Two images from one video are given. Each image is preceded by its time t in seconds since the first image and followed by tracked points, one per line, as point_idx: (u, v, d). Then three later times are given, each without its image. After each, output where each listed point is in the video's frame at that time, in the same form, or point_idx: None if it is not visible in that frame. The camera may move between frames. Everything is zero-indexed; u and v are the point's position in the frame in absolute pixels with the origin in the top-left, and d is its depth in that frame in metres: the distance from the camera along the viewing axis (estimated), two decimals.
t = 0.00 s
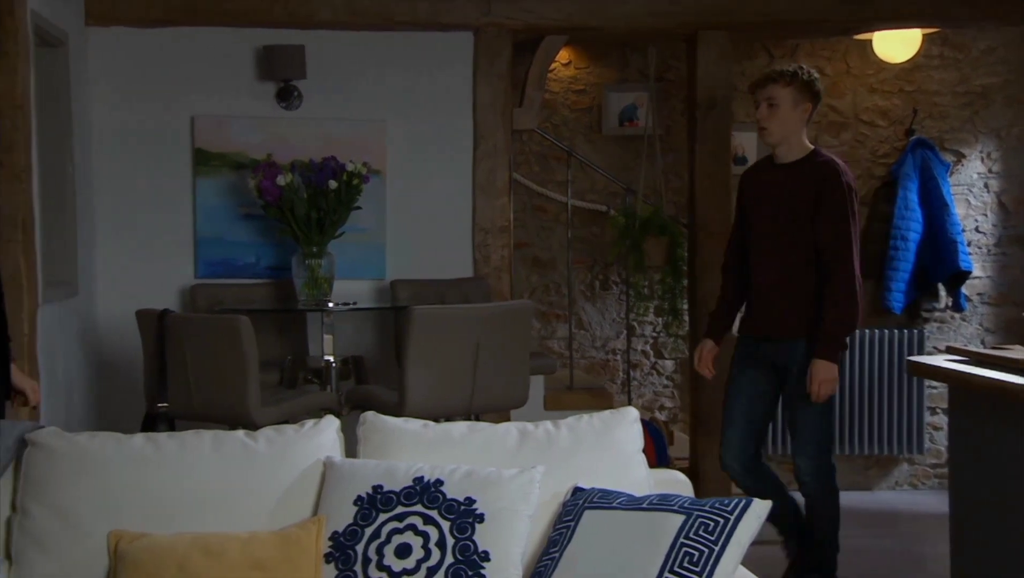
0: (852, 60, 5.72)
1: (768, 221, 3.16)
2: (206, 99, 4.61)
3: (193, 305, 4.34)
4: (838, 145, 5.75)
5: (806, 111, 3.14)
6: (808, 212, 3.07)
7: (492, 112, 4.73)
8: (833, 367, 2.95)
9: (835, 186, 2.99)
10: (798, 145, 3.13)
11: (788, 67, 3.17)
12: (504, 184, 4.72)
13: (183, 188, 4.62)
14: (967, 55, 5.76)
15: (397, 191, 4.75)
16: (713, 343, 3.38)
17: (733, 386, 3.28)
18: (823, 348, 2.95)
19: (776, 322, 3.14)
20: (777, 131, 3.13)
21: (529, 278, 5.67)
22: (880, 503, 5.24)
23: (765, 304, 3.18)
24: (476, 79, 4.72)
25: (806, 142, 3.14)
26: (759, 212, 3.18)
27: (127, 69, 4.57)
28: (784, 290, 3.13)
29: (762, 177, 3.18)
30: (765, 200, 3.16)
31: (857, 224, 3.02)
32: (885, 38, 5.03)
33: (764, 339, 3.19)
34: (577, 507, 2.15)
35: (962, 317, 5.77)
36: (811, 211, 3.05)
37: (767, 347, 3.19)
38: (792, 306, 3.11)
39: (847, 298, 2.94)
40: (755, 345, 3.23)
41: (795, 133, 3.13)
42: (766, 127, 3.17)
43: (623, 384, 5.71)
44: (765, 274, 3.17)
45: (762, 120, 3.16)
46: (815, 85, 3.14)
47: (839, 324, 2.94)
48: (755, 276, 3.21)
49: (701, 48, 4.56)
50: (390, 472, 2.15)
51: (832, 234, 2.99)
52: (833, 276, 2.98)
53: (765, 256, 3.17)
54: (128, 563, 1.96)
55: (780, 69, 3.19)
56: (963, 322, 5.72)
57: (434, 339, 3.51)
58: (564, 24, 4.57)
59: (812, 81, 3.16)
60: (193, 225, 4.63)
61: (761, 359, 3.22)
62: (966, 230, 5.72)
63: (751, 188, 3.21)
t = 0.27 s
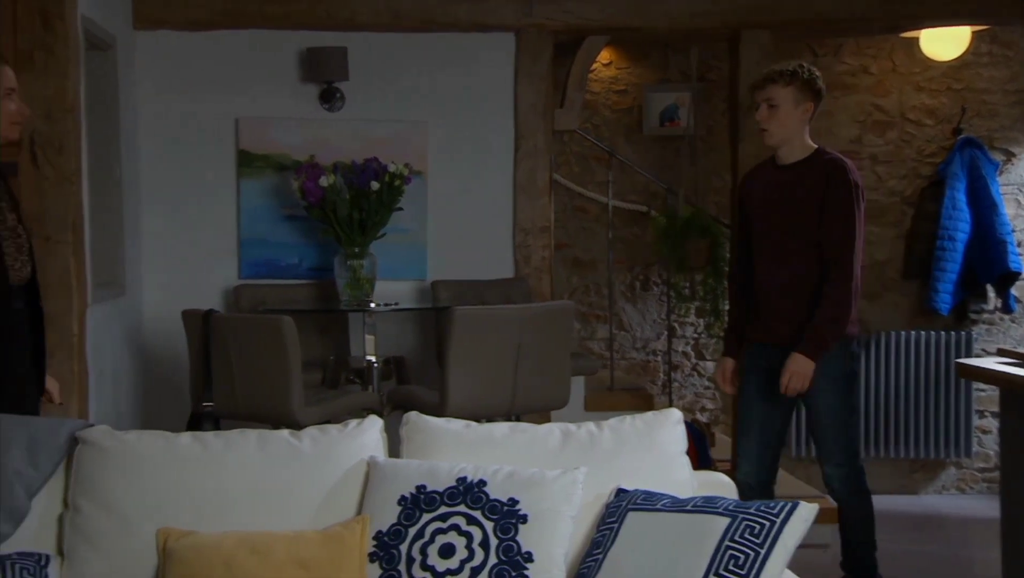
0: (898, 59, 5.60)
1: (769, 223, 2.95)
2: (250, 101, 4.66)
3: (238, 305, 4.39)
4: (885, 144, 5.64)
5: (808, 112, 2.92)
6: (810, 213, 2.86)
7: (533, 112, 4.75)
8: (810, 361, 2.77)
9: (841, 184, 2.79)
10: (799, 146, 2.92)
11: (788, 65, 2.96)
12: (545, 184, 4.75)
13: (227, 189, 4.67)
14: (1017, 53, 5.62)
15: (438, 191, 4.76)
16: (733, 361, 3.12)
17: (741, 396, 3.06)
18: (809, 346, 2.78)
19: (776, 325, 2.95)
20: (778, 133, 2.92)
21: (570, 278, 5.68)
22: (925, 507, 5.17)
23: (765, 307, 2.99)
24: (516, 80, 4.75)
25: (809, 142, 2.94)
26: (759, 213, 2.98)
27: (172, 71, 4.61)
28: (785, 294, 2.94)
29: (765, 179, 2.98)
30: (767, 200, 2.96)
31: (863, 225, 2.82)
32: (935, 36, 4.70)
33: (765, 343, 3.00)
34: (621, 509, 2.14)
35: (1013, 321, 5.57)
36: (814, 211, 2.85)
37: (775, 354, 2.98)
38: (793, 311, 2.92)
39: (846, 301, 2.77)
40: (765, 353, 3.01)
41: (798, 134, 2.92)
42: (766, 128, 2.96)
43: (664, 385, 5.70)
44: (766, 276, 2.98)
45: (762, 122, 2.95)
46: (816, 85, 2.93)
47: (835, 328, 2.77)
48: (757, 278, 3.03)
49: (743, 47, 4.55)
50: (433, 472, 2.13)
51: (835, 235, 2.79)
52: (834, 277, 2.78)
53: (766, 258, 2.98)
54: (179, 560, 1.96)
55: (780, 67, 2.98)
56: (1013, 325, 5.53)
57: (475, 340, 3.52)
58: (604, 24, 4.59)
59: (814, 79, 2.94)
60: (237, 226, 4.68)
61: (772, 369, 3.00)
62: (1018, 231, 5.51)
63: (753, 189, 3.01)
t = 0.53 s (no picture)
0: (941, 57, 5.53)
1: (766, 218, 2.90)
2: (289, 102, 4.69)
3: (277, 305, 4.43)
4: (927, 144, 5.57)
5: (804, 106, 2.86)
6: (809, 206, 2.82)
7: (570, 112, 4.75)
8: (821, 365, 2.79)
9: (841, 176, 2.75)
10: (797, 141, 2.87)
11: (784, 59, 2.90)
12: (582, 184, 4.75)
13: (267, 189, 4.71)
14: None
15: (476, 192, 4.78)
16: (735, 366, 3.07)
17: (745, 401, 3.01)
18: (815, 346, 2.78)
19: (774, 321, 2.90)
20: (775, 129, 2.86)
21: (606, 278, 5.68)
22: (967, 511, 5.11)
23: (763, 303, 2.93)
24: (554, 80, 4.75)
25: (806, 136, 2.88)
26: (756, 208, 2.93)
27: (213, 73, 4.66)
28: (783, 289, 2.88)
29: (762, 173, 2.93)
30: (764, 194, 2.90)
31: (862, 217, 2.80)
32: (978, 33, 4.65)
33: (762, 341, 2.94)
34: (661, 510, 2.11)
35: None
36: (813, 205, 2.81)
37: (776, 354, 2.92)
38: (791, 306, 2.87)
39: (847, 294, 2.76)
40: (767, 352, 2.95)
41: (795, 129, 2.86)
42: (763, 124, 2.89)
43: (701, 387, 5.67)
44: (763, 271, 2.92)
45: (758, 118, 2.89)
46: (813, 78, 2.87)
47: (838, 322, 2.76)
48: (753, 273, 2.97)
49: (785, 43, 4.58)
50: (472, 472, 2.11)
51: (836, 228, 2.76)
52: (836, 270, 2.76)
53: (762, 254, 2.92)
54: (221, 560, 1.95)
55: (775, 62, 2.91)
56: None
57: (513, 341, 3.53)
58: (643, 24, 4.59)
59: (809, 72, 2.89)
60: (276, 227, 4.73)
61: (773, 371, 2.95)
62: None
63: (750, 184, 2.96)
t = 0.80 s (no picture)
0: (980, 54, 5.47)
1: (767, 225, 2.59)
2: (323, 103, 4.72)
3: (311, 305, 4.46)
4: (966, 143, 5.52)
5: (808, 105, 2.55)
6: (813, 211, 2.52)
7: (603, 112, 4.74)
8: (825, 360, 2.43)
9: (846, 176, 2.45)
10: (801, 141, 2.56)
11: (783, 56, 2.59)
12: (615, 185, 4.74)
13: (301, 190, 4.74)
14: None
15: (509, 192, 4.78)
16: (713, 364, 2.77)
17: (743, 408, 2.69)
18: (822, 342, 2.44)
19: (777, 332, 2.59)
20: (779, 131, 2.54)
21: (638, 278, 5.67)
22: (1005, 515, 5.05)
23: (767, 316, 2.62)
24: (587, 80, 4.74)
25: (810, 137, 2.57)
26: (757, 216, 2.63)
27: (248, 75, 4.70)
28: (787, 300, 2.57)
29: (763, 178, 2.63)
30: (764, 201, 2.60)
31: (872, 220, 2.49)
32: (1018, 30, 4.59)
33: (764, 353, 2.64)
34: (696, 511, 2.09)
35: None
36: (817, 209, 2.51)
37: (777, 362, 2.61)
38: (797, 317, 2.56)
39: (858, 301, 2.42)
40: (767, 357, 2.64)
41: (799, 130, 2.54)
42: (764, 124, 2.58)
43: (734, 388, 5.64)
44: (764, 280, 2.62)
45: (759, 120, 2.57)
46: (815, 76, 2.56)
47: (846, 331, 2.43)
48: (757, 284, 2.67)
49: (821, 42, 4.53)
50: (507, 472, 2.10)
51: (843, 233, 2.46)
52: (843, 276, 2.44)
53: (764, 263, 2.62)
54: (258, 559, 1.95)
55: (773, 60, 2.60)
56: None
57: (547, 342, 3.53)
58: (677, 24, 4.58)
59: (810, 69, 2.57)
60: (310, 227, 4.76)
61: (773, 375, 2.63)
62: None
63: (751, 191, 2.66)
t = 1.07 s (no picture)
0: (1016, 53, 5.47)
1: (780, 223, 2.57)
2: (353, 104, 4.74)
3: (341, 305, 4.49)
4: (1002, 142, 5.54)
5: (827, 102, 2.49)
6: (825, 212, 2.49)
7: (633, 112, 4.73)
8: (838, 369, 2.41)
9: (859, 177, 2.42)
10: (819, 139, 2.51)
11: (804, 50, 2.53)
12: (645, 186, 4.74)
13: (331, 191, 4.77)
14: None
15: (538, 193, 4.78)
16: (718, 356, 2.75)
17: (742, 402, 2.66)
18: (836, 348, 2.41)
19: (783, 333, 2.56)
20: (796, 127, 2.50)
21: (668, 279, 5.65)
22: None
23: (774, 315, 2.60)
24: (617, 80, 4.74)
25: (827, 134, 2.53)
26: (771, 214, 2.60)
27: (279, 76, 4.72)
28: (798, 302, 2.54)
29: (779, 175, 2.60)
30: (778, 198, 2.57)
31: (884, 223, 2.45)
32: None
33: (770, 353, 2.62)
34: (729, 513, 2.04)
35: None
36: (829, 209, 2.48)
37: (784, 363, 2.58)
38: (804, 318, 2.53)
39: (867, 307, 2.40)
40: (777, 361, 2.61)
41: (816, 128, 2.50)
42: (782, 120, 2.54)
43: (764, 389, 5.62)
44: (773, 279, 2.60)
45: (776, 116, 2.53)
46: (836, 71, 2.50)
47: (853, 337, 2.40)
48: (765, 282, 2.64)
49: (853, 41, 4.46)
50: (538, 473, 2.08)
51: (853, 235, 2.43)
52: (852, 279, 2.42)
53: (775, 261, 2.59)
54: (292, 559, 1.93)
55: (794, 55, 2.55)
56: None
57: (577, 343, 3.53)
58: (707, 23, 4.57)
59: (831, 64, 2.52)
60: (341, 227, 4.78)
61: (780, 375, 2.60)
62: None
63: (767, 187, 2.63)
